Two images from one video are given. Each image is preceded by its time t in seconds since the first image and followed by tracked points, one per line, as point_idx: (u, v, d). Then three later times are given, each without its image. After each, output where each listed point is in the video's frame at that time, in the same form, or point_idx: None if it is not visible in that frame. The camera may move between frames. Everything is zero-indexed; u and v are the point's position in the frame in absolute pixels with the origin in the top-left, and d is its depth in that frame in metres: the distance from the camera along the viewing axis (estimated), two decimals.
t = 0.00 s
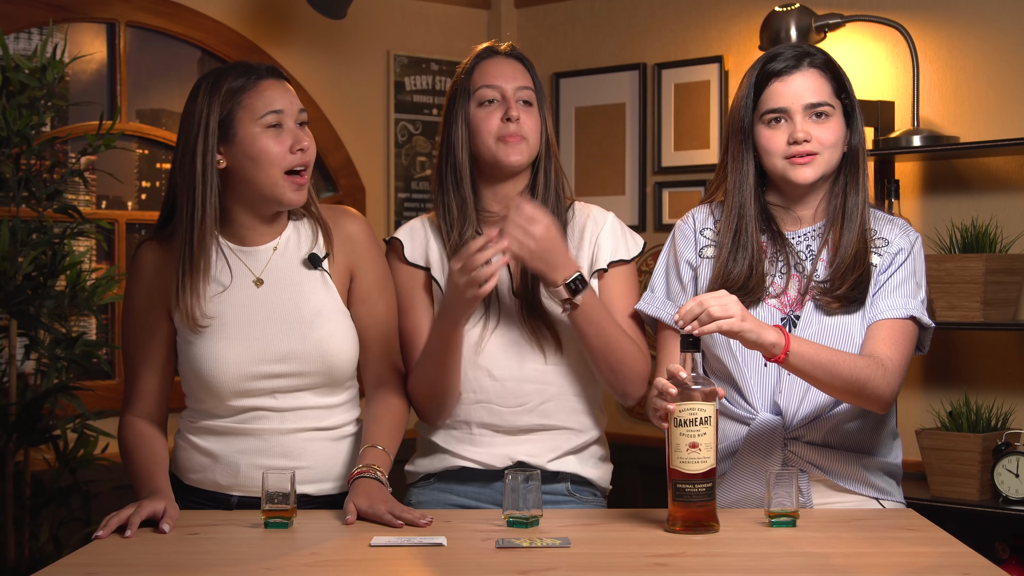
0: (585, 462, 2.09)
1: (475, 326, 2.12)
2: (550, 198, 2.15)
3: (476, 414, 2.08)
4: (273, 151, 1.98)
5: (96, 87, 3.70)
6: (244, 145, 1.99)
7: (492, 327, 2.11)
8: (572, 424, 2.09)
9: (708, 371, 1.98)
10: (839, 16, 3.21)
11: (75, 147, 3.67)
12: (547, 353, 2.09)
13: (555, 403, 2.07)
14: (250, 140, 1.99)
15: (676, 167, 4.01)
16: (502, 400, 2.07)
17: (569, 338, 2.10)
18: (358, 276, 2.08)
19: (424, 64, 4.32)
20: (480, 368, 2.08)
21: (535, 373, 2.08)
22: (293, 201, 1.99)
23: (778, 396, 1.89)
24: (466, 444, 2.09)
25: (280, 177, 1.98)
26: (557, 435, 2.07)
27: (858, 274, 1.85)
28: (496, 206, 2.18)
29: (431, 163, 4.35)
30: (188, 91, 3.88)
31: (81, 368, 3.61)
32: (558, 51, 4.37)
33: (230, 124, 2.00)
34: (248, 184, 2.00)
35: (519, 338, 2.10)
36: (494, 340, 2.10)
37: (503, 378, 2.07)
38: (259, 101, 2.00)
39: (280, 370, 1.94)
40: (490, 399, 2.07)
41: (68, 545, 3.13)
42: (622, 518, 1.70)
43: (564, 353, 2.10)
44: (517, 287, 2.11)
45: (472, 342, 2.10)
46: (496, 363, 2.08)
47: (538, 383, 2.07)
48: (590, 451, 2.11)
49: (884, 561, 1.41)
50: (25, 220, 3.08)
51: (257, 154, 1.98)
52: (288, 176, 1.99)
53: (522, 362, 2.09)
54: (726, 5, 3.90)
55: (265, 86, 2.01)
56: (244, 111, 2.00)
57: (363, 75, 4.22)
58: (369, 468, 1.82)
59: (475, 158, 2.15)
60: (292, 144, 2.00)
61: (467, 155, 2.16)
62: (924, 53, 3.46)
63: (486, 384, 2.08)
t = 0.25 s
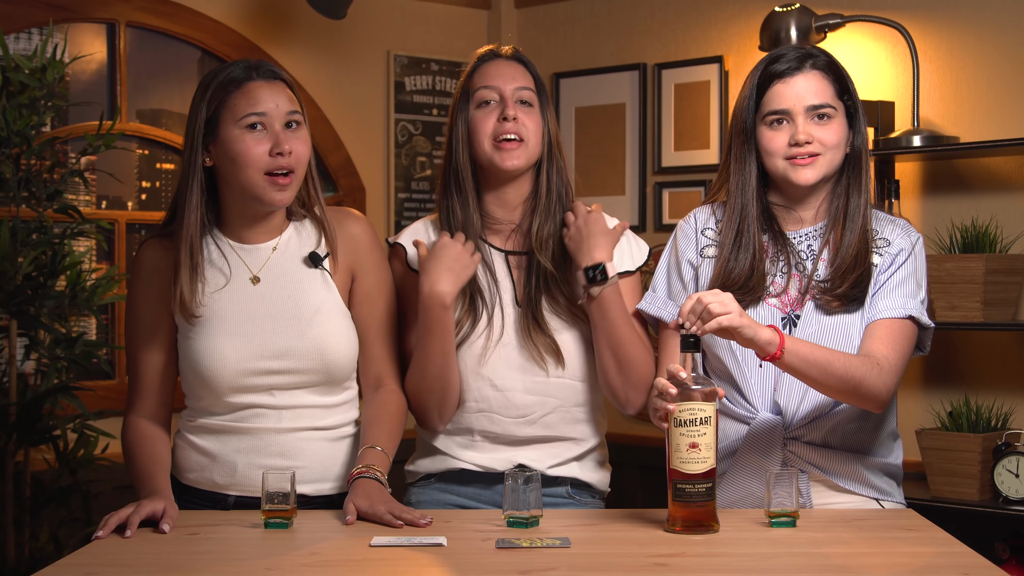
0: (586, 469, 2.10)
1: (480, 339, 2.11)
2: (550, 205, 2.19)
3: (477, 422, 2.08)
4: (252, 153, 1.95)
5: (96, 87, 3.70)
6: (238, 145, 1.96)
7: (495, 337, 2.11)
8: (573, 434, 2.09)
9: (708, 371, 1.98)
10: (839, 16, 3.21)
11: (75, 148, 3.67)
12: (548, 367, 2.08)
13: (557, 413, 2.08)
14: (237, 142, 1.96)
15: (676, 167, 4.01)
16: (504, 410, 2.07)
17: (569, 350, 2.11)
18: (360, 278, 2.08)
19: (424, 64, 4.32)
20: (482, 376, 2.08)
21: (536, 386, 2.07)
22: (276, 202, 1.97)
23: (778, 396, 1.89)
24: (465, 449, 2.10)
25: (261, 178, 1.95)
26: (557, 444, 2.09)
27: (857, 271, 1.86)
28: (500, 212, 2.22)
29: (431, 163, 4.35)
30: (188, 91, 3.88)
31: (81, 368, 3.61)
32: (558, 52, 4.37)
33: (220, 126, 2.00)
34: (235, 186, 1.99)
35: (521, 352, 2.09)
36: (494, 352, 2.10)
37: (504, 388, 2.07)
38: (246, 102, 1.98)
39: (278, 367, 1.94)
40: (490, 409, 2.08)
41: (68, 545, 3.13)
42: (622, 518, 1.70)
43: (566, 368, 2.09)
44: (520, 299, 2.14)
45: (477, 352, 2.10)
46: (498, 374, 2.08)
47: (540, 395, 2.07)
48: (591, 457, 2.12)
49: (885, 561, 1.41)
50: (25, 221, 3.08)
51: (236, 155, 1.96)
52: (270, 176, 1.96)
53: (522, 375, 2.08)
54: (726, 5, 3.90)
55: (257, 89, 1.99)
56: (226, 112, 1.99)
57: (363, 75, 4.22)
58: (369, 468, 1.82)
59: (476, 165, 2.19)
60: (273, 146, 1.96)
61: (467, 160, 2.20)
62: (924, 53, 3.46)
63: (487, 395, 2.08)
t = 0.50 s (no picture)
0: (582, 472, 2.09)
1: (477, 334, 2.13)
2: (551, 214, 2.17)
3: (474, 422, 2.10)
4: (251, 159, 1.95)
5: (96, 88, 3.71)
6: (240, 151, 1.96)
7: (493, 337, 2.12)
8: (568, 438, 2.10)
9: (709, 371, 1.98)
10: (839, 16, 3.21)
11: (75, 148, 3.67)
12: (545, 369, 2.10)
13: (553, 416, 2.09)
14: (237, 148, 1.96)
15: (676, 167, 4.01)
16: (500, 410, 2.09)
17: (567, 353, 2.12)
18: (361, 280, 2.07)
19: (424, 64, 4.32)
20: (479, 376, 2.10)
21: (532, 388, 2.09)
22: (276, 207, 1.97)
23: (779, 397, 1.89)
24: (462, 449, 2.11)
25: (259, 183, 1.95)
26: (553, 448, 2.09)
27: (859, 271, 1.86)
28: (504, 213, 2.23)
29: (431, 163, 4.34)
30: (188, 91, 3.88)
31: (81, 369, 3.61)
32: (558, 52, 4.37)
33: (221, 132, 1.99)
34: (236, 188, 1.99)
35: (519, 351, 2.11)
36: (491, 351, 2.11)
37: (500, 388, 2.09)
38: (246, 107, 1.98)
39: (278, 366, 1.94)
40: (488, 410, 2.09)
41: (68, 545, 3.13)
42: (622, 518, 1.70)
43: (563, 371, 2.11)
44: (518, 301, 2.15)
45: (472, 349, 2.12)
46: (494, 372, 2.10)
47: (536, 397, 2.09)
48: (588, 460, 2.12)
49: (885, 561, 1.41)
50: (25, 221, 3.08)
51: (236, 159, 1.96)
52: (268, 181, 1.96)
53: (519, 376, 2.10)
54: (726, 5, 3.90)
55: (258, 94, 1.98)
56: (227, 117, 1.99)
57: (363, 75, 4.22)
58: (368, 468, 1.82)
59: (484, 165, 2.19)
60: (272, 152, 1.96)
61: (473, 159, 2.21)
62: (924, 53, 3.46)
63: (483, 394, 2.09)
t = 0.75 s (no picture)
0: (582, 470, 2.10)
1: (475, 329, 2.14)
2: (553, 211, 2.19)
3: (472, 418, 2.11)
4: (252, 159, 1.95)
5: (96, 88, 3.71)
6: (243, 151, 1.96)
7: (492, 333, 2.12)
8: (567, 434, 2.10)
9: (708, 371, 1.99)
10: (839, 16, 3.21)
11: (75, 148, 3.67)
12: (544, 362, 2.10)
13: (552, 411, 2.09)
14: (240, 149, 1.96)
15: (676, 167, 4.01)
16: (499, 405, 2.09)
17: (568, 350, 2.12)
18: (361, 281, 2.07)
19: (424, 64, 4.32)
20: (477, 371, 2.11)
21: (530, 381, 2.09)
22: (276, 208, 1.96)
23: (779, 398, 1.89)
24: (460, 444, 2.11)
25: (262, 183, 1.95)
26: (552, 444, 2.10)
27: (858, 271, 1.86)
28: (507, 210, 2.23)
29: (431, 163, 4.34)
30: (188, 91, 3.88)
31: (81, 369, 3.61)
32: (558, 52, 4.37)
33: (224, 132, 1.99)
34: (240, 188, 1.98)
35: (519, 347, 2.10)
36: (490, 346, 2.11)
37: (498, 383, 2.09)
38: (250, 109, 1.98)
39: (279, 366, 1.94)
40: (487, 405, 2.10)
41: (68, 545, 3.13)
42: (622, 518, 1.70)
43: (563, 364, 2.11)
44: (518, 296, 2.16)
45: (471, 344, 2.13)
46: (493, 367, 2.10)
47: (534, 390, 2.09)
48: (587, 458, 2.12)
49: (885, 561, 1.42)
50: (25, 221, 3.08)
51: (241, 160, 1.96)
52: (269, 181, 1.96)
53: (518, 369, 2.10)
54: (726, 5, 3.90)
55: (261, 95, 1.98)
56: (231, 118, 1.98)
57: (363, 74, 4.22)
58: (368, 469, 1.82)
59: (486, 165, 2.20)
60: (275, 154, 1.96)
61: (478, 157, 2.21)
62: (924, 53, 3.45)
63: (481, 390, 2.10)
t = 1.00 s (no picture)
0: (580, 471, 2.09)
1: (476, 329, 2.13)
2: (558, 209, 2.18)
3: (472, 418, 2.11)
4: (265, 160, 1.96)
5: (96, 88, 3.71)
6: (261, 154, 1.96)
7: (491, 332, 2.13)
8: (566, 435, 2.10)
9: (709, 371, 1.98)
10: (839, 16, 3.21)
11: (75, 148, 3.67)
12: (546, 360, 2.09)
13: (552, 412, 2.10)
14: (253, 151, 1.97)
15: (676, 167, 4.01)
16: (498, 405, 2.10)
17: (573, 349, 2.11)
18: (361, 287, 2.07)
19: (424, 64, 4.31)
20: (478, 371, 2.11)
21: (530, 380, 2.10)
22: (287, 210, 1.98)
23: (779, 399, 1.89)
24: (461, 445, 2.10)
25: (269, 183, 1.96)
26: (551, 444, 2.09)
27: (858, 277, 1.86)
28: (507, 212, 2.21)
29: (431, 163, 4.34)
30: (188, 91, 3.88)
31: (81, 369, 3.61)
32: (558, 52, 4.37)
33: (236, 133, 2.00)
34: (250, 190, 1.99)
35: (522, 348, 2.10)
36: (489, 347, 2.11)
37: (498, 382, 2.10)
38: (262, 112, 1.98)
39: (279, 369, 1.94)
40: (486, 405, 2.10)
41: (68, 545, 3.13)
42: (622, 518, 1.70)
43: (564, 364, 2.10)
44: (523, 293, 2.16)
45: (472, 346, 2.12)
46: (493, 367, 2.10)
47: (534, 389, 2.09)
48: (586, 459, 2.12)
49: (885, 561, 1.42)
50: (25, 221, 3.08)
51: (251, 160, 1.96)
52: (277, 182, 1.97)
53: (518, 369, 2.10)
54: (726, 5, 3.90)
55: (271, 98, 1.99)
56: (241, 120, 1.99)
57: (363, 74, 4.22)
58: (368, 471, 1.82)
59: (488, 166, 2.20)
60: (286, 155, 1.97)
61: (479, 159, 2.22)
62: (924, 53, 3.45)
63: (482, 390, 2.10)
